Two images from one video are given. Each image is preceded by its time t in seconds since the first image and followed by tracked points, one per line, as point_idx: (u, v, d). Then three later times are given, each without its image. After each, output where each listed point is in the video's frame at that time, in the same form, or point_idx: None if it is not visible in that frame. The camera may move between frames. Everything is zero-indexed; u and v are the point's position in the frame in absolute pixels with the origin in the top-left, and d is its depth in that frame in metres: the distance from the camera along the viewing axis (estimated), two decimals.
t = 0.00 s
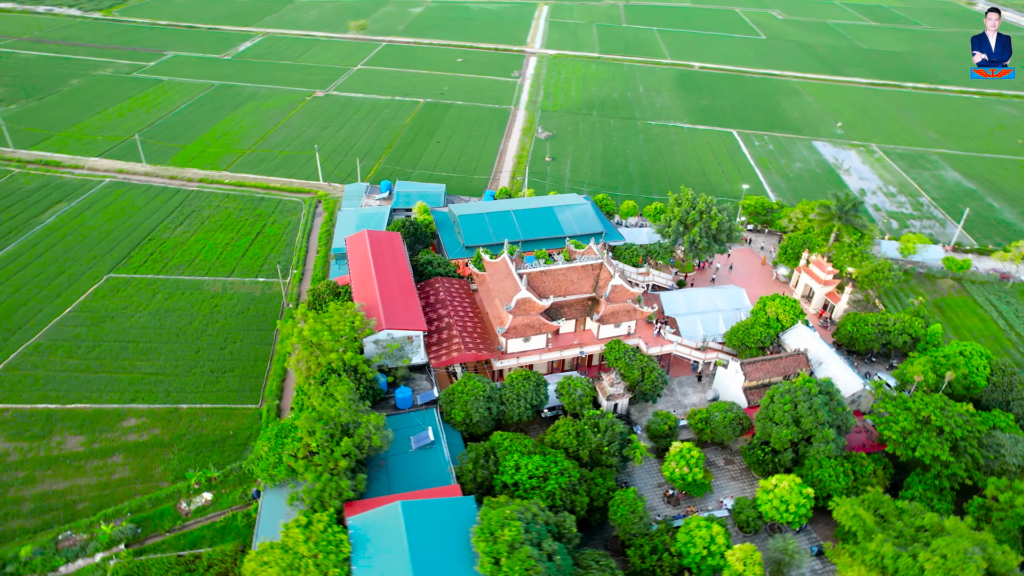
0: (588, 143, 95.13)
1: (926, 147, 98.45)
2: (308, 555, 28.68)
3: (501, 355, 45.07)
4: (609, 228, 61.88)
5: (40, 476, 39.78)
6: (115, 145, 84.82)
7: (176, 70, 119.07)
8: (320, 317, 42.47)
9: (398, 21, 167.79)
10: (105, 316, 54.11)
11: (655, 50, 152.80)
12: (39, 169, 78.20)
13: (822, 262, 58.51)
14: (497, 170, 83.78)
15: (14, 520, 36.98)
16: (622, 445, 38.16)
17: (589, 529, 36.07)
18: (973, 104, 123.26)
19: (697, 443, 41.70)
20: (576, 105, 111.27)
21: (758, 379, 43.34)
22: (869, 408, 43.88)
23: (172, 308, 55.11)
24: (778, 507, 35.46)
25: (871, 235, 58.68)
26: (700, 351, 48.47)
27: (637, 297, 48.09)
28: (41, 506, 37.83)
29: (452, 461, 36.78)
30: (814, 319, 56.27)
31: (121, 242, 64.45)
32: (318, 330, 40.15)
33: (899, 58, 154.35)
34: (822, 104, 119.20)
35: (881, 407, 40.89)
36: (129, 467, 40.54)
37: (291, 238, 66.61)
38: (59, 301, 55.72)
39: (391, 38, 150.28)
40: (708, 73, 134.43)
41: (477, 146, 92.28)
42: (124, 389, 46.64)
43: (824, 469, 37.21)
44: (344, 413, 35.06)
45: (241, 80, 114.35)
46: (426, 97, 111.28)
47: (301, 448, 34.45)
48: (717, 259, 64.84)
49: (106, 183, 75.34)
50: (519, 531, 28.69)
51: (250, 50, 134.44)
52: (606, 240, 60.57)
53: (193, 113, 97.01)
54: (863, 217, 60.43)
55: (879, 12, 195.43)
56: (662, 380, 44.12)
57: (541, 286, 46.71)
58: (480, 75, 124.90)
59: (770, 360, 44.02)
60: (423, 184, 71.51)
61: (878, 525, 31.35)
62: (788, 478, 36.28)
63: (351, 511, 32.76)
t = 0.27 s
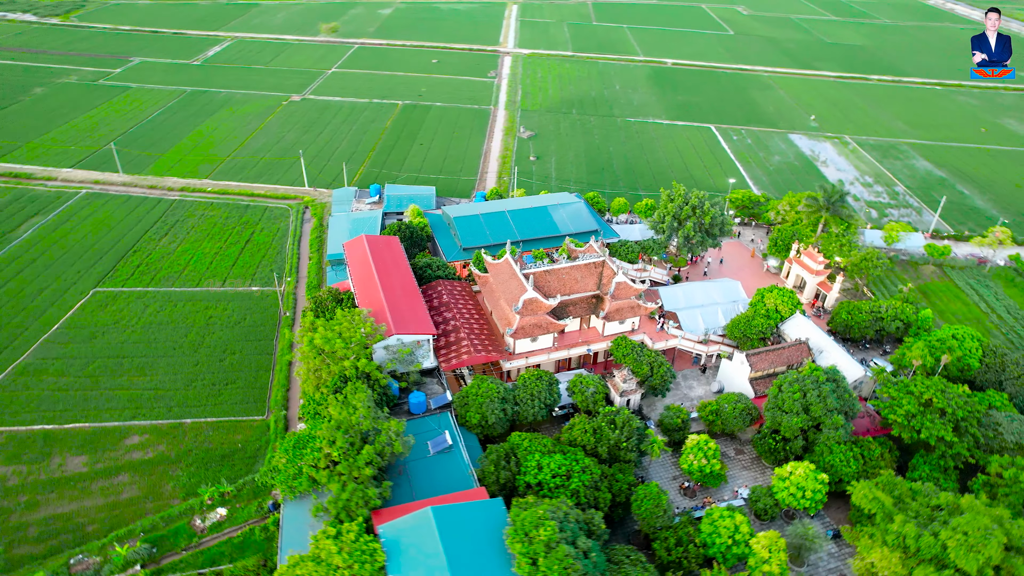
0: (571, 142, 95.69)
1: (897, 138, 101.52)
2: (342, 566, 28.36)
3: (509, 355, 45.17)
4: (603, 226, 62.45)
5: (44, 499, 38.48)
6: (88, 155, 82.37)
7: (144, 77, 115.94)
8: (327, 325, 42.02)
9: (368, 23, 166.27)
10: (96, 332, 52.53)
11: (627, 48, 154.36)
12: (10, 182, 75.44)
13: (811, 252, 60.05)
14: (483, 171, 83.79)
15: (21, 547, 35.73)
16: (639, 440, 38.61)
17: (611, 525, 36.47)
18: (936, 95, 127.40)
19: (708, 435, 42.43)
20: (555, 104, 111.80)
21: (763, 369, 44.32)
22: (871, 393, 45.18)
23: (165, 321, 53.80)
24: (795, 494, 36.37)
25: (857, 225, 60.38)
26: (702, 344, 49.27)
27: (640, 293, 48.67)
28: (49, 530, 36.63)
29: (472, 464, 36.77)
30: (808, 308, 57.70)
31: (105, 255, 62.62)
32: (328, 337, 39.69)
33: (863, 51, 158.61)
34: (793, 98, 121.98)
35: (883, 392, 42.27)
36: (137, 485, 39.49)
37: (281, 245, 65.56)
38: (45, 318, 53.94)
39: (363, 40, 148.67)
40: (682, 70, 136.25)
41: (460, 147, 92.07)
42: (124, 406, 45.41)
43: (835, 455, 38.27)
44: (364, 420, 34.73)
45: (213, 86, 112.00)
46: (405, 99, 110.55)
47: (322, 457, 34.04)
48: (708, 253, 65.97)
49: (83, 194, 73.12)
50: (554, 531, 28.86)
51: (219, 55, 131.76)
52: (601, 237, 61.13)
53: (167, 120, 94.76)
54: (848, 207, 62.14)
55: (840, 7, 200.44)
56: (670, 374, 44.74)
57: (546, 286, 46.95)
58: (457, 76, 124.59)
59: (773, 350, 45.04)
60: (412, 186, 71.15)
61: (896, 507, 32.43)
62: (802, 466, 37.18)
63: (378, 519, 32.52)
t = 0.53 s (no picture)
0: (552, 140, 96.14)
1: (866, 129, 104.57)
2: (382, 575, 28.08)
3: (519, 356, 45.27)
4: (597, 224, 63.10)
5: (52, 525, 37.14)
6: (58, 168, 79.58)
7: (108, 86, 112.33)
8: (338, 332, 41.53)
9: (335, 26, 164.15)
10: (87, 351, 50.84)
11: (596, 46, 155.54)
12: None
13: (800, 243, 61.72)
14: (468, 172, 83.61)
15: None
16: (657, 434, 39.09)
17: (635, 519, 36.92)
18: (897, 86, 131.70)
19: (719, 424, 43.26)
20: (532, 103, 112.13)
21: (768, 358, 45.40)
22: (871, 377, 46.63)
23: (159, 335, 52.38)
24: (811, 479, 37.43)
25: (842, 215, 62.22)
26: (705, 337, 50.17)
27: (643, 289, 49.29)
28: (61, 557, 35.42)
29: (495, 466, 36.78)
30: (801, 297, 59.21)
31: (88, 270, 60.64)
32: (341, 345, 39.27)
33: (824, 45, 162.95)
34: (763, 92, 124.70)
35: (884, 376, 43.71)
36: (149, 505, 38.35)
37: (271, 253, 64.39)
38: (31, 338, 51.98)
39: (332, 43, 146.63)
40: (653, 67, 138.03)
41: (442, 148, 91.62)
42: (125, 425, 44.06)
43: (845, 438, 39.42)
44: (387, 427, 34.38)
45: (182, 93, 109.22)
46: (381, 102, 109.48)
47: (347, 467, 33.63)
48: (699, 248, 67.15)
49: (58, 208, 70.62)
50: (591, 528, 29.12)
51: (184, 61, 128.48)
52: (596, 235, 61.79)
53: (138, 130, 92.11)
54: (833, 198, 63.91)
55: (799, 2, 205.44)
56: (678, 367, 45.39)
57: (552, 285, 47.19)
58: (430, 77, 123.88)
59: (776, 340, 46.17)
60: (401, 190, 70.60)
61: (913, 486, 33.67)
62: (815, 452, 38.20)
63: (409, 525, 32.32)
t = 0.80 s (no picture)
0: (535, 140, 96.44)
1: (838, 122, 107.34)
2: None
3: (528, 356, 45.44)
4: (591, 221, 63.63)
5: (62, 549, 36.06)
6: (31, 180, 77.01)
7: (74, 93, 108.98)
8: (349, 339, 41.15)
9: (305, 28, 161.94)
10: (80, 367, 49.31)
11: (569, 45, 156.42)
12: None
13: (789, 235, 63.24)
14: (454, 173, 83.42)
15: None
16: (672, 428, 39.63)
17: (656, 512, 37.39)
18: (864, 79, 135.31)
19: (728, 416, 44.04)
20: (511, 103, 112.24)
21: (771, 349, 46.41)
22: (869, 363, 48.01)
23: (155, 349, 51.13)
24: (823, 465, 38.41)
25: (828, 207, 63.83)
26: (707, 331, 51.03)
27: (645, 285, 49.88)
28: None
29: (516, 466, 36.89)
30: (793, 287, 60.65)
31: (72, 285, 58.81)
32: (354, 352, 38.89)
33: (791, 40, 166.53)
34: (737, 88, 126.90)
35: (883, 361, 45.05)
36: (161, 524, 37.45)
37: (262, 261, 63.38)
38: (19, 357, 50.21)
39: (303, 46, 144.60)
40: (628, 65, 139.26)
41: (426, 150, 91.18)
42: (128, 442, 42.94)
43: (852, 423, 40.53)
44: (409, 432, 34.16)
45: (153, 99, 106.59)
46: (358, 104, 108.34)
47: (371, 474, 33.36)
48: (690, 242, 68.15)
49: (34, 221, 68.34)
50: (625, 524, 29.44)
51: (152, 67, 125.26)
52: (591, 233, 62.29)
53: (111, 139, 89.61)
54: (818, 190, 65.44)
55: None
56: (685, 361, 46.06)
57: (557, 284, 47.43)
58: (407, 79, 123.09)
59: (778, 331, 47.20)
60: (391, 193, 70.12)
61: (924, 467, 34.91)
62: (826, 438, 39.17)
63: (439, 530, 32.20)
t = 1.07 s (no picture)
0: (518, 139, 96.59)
1: (811, 116, 109.86)
2: None
3: (536, 355, 45.64)
4: (585, 219, 64.04)
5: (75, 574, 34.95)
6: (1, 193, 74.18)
7: (38, 102, 105.30)
8: (360, 344, 40.92)
9: (273, 31, 159.28)
10: (74, 385, 47.74)
11: (542, 44, 156.90)
12: None
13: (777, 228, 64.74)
14: (440, 175, 83.10)
15: None
16: (686, 420, 40.25)
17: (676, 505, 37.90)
18: (832, 72, 138.62)
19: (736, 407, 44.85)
20: (490, 102, 112.19)
21: (773, 340, 47.42)
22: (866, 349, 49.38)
23: (151, 363, 49.83)
24: (833, 450, 39.42)
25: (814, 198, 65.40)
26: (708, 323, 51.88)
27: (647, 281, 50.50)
28: None
29: (537, 466, 37.04)
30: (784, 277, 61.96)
31: (57, 300, 56.87)
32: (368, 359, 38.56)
33: (758, 35, 169.79)
34: (711, 83, 128.72)
35: (881, 347, 46.40)
36: (176, 543, 36.54)
37: (253, 269, 62.26)
38: (7, 377, 48.33)
39: (274, 49, 142.23)
40: (603, 63, 140.23)
41: (409, 152, 90.56)
42: (132, 460, 41.75)
43: (857, 409, 41.73)
44: (431, 437, 34.01)
45: (122, 106, 103.66)
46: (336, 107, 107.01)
47: (396, 481, 33.15)
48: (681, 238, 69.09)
49: (10, 236, 65.89)
50: (658, 518, 29.86)
51: (118, 73, 121.80)
52: (586, 230, 62.72)
53: (82, 148, 86.88)
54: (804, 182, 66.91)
55: None
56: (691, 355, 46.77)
57: (562, 283, 47.73)
58: (383, 80, 122.02)
59: (779, 321, 48.25)
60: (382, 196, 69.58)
61: (932, 449, 36.17)
62: (835, 425, 40.20)
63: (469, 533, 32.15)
